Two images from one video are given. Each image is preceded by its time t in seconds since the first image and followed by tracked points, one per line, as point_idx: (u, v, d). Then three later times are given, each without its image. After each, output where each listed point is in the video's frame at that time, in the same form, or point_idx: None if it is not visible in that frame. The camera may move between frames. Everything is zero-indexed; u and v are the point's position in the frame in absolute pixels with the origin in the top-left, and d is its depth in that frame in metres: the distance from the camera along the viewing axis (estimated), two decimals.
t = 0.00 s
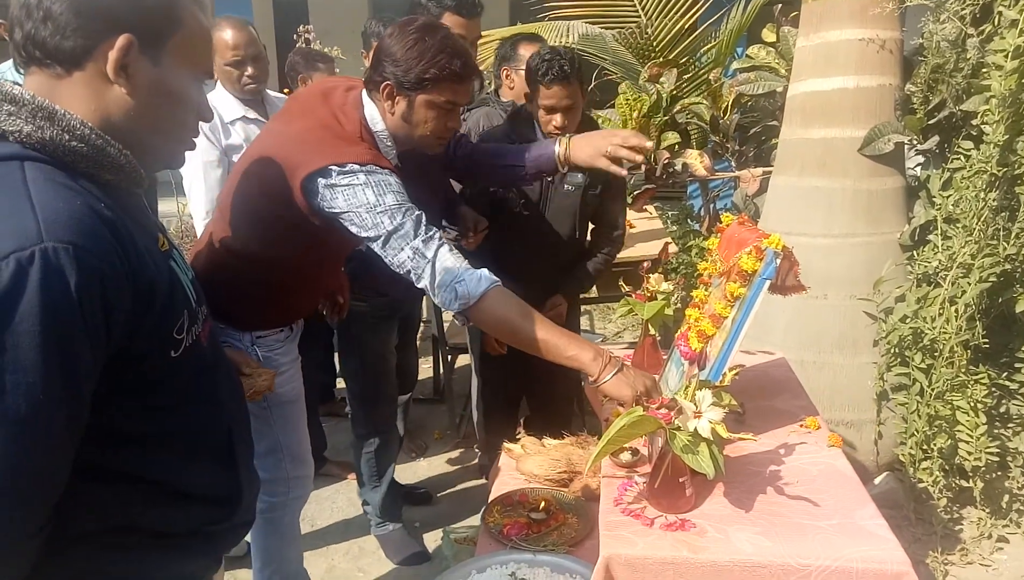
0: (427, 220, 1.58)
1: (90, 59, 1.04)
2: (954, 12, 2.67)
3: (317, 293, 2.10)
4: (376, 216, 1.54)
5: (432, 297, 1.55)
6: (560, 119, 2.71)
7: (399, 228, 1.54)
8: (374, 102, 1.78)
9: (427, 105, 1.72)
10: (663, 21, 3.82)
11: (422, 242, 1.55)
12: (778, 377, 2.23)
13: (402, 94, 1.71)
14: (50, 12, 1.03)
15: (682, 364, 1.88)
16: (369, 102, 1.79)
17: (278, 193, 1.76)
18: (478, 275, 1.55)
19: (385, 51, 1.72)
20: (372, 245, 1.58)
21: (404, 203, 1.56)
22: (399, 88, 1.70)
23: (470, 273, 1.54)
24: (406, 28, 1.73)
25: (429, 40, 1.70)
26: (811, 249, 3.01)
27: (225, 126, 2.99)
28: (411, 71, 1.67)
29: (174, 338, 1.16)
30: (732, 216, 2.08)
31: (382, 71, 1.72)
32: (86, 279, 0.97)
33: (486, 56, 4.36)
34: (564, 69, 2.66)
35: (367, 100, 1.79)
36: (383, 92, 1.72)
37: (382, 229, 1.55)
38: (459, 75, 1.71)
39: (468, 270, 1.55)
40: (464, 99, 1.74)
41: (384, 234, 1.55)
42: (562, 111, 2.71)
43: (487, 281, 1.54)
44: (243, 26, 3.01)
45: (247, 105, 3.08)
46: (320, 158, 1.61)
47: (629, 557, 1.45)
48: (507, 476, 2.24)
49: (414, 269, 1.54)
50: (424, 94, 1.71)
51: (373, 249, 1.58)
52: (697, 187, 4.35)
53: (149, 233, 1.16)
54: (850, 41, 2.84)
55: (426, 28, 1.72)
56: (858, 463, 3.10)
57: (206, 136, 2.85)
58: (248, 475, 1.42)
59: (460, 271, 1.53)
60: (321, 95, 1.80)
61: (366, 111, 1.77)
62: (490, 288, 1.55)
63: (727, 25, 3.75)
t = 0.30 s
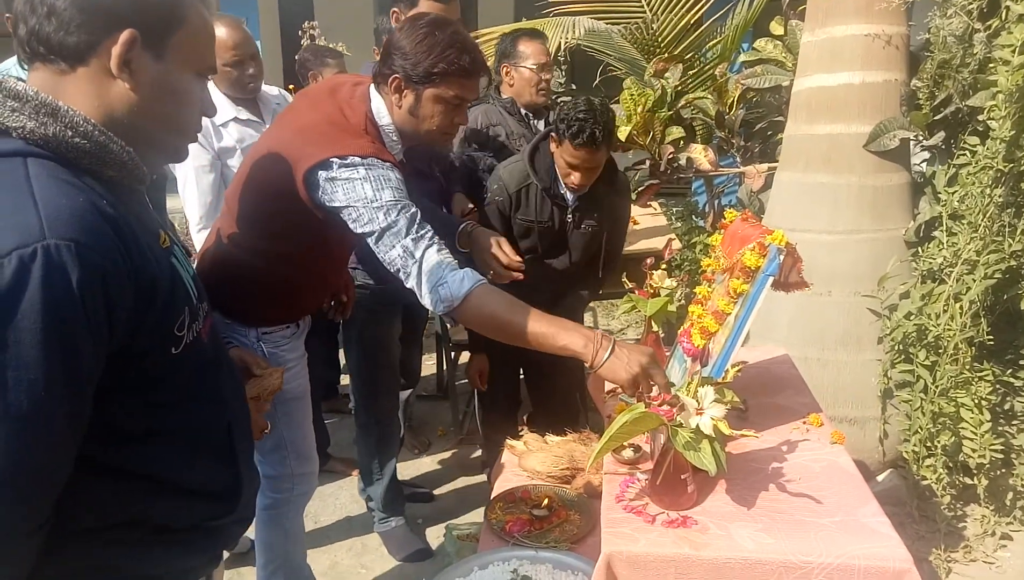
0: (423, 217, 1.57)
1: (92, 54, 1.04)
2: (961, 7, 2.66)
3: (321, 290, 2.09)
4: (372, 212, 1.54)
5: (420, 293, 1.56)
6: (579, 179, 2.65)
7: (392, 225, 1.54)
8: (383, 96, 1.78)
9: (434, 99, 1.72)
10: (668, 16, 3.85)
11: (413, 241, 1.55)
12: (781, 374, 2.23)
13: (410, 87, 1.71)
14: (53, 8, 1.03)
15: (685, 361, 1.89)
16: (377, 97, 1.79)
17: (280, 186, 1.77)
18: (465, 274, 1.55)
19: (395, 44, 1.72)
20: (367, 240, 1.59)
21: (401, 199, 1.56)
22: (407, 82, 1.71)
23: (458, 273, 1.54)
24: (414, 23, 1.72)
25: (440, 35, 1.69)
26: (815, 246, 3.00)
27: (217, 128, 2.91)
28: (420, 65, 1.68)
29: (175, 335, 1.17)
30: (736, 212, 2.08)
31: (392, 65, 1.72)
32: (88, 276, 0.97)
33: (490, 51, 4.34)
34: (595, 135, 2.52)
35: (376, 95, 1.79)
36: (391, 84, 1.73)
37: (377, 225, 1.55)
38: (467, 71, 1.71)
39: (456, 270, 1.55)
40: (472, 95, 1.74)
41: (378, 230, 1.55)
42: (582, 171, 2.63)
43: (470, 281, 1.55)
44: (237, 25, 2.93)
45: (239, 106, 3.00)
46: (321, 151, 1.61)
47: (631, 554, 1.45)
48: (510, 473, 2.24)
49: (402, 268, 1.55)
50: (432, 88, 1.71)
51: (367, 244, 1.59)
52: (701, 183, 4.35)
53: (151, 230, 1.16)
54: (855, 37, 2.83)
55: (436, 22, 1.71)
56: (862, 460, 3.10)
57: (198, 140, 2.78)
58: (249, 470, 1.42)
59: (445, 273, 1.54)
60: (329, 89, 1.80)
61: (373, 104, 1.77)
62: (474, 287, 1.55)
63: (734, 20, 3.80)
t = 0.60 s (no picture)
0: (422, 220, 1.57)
1: (84, 54, 1.03)
2: (959, 6, 2.66)
3: (321, 292, 2.09)
4: (371, 212, 1.55)
5: (419, 295, 1.55)
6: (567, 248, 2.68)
7: (391, 226, 1.54)
8: (383, 96, 1.77)
9: (436, 101, 1.72)
10: (667, 15, 3.84)
11: (412, 243, 1.54)
12: (779, 374, 2.23)
13: (412, 88, 1.71)
14: (44, 6, 1.02)
15: (684, 360, 1.89)
16: (377, 97, 1.78)
17: (282, 186, 1.77)
18: (463, 277, 1.55)
19: (397, 45, 1.73)
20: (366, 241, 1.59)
21: (400, 200, 1.56)
22: (409, 82, 1.70)
23: (456, 276, 1.55)
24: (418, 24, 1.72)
25: (442, 36, 1.70)
26: (813, 245, 3.00)
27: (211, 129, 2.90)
28: (423, 66, 1.68)
29: (169, 336, 1.17)
30: (733, 212, 2.08)
31: (395, 65, 1.72)
32: (79, 276, 0.97)
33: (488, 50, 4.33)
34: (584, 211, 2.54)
35: (377, 95, 1.78)
36: (392, 84, 1.73)
37: (376, 226, 1.55)
38: (470, 73, 1.71)
39: (454, 273, 1.55)
40: (474, 96, 1.74)
41: (377, 231, 1.55)
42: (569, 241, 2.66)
43: (470, 284, 1.54)
44: (245, 22, 2.98)
45: (232, 106, 2.99)
46: (323, 150, 1.62)
47: (628, 554, 1.45)
48: (508, 473, 2.24)
49: (402, 270, 1.54)
50: (433, 89, 1.70)
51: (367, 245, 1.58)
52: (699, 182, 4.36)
53: (144, 231, 1.16)
54: (853, 36, 2.83)
55: (440, 23, 1.72)
56: (860, 460, 3.10)
57: (193, 143, 2.78)
58: (244, 470, 1.42)
59: (445, 276, 1.54)
60: (330, 89, 1.80)
61: (373, 103, 1.76)
62: (474, 290, 1.55)
63: (732, 19, 3.79)
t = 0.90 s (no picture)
0: (409, 228, 1.60)
1: (78, 57, 1.03)
2: (956, 7, 2.66)
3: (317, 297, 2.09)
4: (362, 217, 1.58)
5: (404, 304, 1.59)
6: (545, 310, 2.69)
7: (379, 235, 1.57)
8: (378, 96, 1.77)
9: (432, 101, 1.72)
10: (663, 18, 3.82)
11: (399, 252, 1.57)
12: (778, 375, 2.23)
13: (408, 88, 1.71)
14: (37, 10, 1.02)
15: (681, 362, 1.87)
16: (372, 96, 1.78)
17: (276, 186, 1.78)
18: (446, 290, 1.57)
19: (393, 45, 1.72)
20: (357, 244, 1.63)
21: (390, 208, 1.59)
22: (405, 82, 1.70)
23: (439, 289, 1.56)
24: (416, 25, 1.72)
25: (438, 36, 1.70)
26: (811, 247, 3.00)
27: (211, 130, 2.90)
28: (419, 66, 1.68)
29: (162, 339, 1.16)
30: (730, 214, 2.09)
31: (390, 64, 1.72)
32: (71, 279, 0.96)
33: (487, 52, 4.33)
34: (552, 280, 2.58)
35: (372, 94, 1.79)
36: (388, 84, 1.72)
37: (367, 233, 1.59)
38: (468, 75, 1.71)
39: (438, 286, 1.57)
40: (469, 95, 1.73)
41: (367, 237, 1.58)
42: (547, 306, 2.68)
43: (453, 298, 1.56)
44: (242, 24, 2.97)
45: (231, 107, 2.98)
46: (317, 151, 1.64)
47: (627, 556, 1.45)
48: (506, 475, 2.24)
49: (389, 279, 1.57)
50: (430, 89, 1.70)
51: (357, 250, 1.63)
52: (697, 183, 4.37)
53: (137, 234, 1.15)
54: (850, 37, 2.83)
55: (435, 23, 1.71)
56: (858, 461, 3.10)
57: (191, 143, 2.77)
58: (239, 473, 1.42)
59: (428, 289, 1.56)
60: (326, 90, 1.81)
61: (368, 103, 1.77)
62: (456, 303, 1.56)
63: (730, 20, 3.81)
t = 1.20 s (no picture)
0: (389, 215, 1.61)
1: (97, 73, 1.04)
2: (958, 12, 2.65)
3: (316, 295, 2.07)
4: (340, 208, 1.59)
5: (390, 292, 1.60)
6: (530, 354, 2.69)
7: (360, 227, 1.58)
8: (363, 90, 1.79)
9: (417, 94, 1.73)
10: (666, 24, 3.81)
11: (381, 239, 1.58)
12: (782, 381, 2.23)
13: (394, 80, 1.72)
14: (66, 23, 1.03)
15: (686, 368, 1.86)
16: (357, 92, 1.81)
17: (259, 185, 1.78)
18: (430, 271, 1.56)
19: (379, 38, 1.73)
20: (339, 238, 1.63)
21: (369, 197, 1.60)
22: (391, 75, 1.71)
23: (423, 272, 1.56)
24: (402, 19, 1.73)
25: (425, 31, 1.71)
26: (815, 252, 3.00)
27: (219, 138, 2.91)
28: (406, 60, 1.69)
29: (164, 350, 1.16)
30: (734, 219, 2.09)
31: (376, 57, 1.72)
32: (72, 293, 0.97)
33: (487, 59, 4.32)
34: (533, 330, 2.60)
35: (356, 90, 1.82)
36: (374, 77, 1.73)
37: (346, 224, 1.59)
38: (453, 70, 1.72)
39: (422, 270, 1.57)
40: (455, 91, 1.75)
41: (347, 229, 1.59)
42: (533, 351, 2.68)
43: (437, 278, 1.56)
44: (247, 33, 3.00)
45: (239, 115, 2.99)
46: (294, 146, 1.66)
47: (632, 563, 1.45)
48: (511, 482, 2.24)
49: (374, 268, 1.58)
50: (415, 82, 1.71)
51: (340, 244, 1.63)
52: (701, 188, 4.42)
53: (138, 245, 1.16)
54: (852, 43, 2.84)
55: (422, 19, 1.73)
56: (864, 466, 3.10)
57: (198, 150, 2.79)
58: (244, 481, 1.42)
59: (413, 275, 1.56)
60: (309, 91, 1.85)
61: (351, 96, 1.78)
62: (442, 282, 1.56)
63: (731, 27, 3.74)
